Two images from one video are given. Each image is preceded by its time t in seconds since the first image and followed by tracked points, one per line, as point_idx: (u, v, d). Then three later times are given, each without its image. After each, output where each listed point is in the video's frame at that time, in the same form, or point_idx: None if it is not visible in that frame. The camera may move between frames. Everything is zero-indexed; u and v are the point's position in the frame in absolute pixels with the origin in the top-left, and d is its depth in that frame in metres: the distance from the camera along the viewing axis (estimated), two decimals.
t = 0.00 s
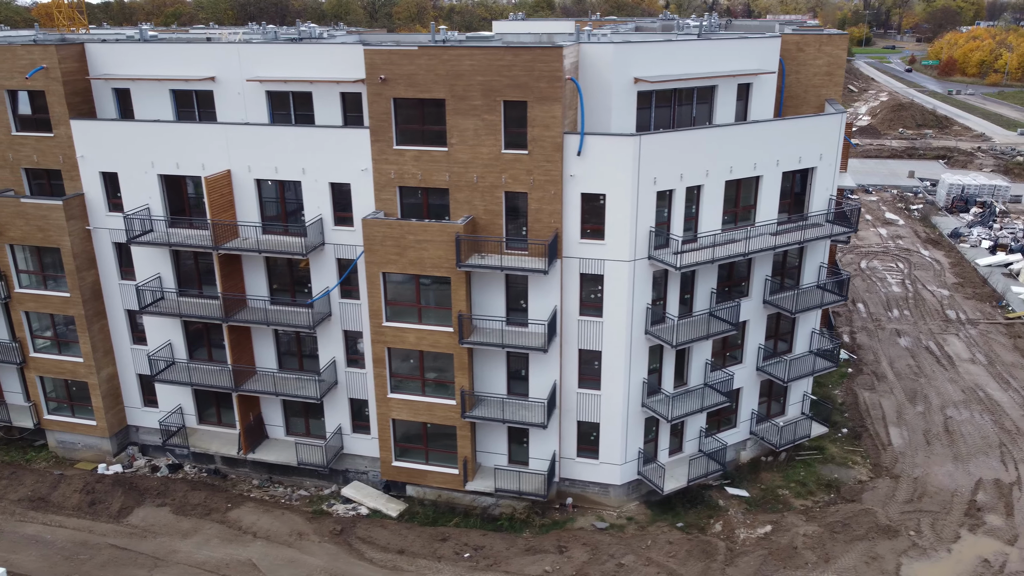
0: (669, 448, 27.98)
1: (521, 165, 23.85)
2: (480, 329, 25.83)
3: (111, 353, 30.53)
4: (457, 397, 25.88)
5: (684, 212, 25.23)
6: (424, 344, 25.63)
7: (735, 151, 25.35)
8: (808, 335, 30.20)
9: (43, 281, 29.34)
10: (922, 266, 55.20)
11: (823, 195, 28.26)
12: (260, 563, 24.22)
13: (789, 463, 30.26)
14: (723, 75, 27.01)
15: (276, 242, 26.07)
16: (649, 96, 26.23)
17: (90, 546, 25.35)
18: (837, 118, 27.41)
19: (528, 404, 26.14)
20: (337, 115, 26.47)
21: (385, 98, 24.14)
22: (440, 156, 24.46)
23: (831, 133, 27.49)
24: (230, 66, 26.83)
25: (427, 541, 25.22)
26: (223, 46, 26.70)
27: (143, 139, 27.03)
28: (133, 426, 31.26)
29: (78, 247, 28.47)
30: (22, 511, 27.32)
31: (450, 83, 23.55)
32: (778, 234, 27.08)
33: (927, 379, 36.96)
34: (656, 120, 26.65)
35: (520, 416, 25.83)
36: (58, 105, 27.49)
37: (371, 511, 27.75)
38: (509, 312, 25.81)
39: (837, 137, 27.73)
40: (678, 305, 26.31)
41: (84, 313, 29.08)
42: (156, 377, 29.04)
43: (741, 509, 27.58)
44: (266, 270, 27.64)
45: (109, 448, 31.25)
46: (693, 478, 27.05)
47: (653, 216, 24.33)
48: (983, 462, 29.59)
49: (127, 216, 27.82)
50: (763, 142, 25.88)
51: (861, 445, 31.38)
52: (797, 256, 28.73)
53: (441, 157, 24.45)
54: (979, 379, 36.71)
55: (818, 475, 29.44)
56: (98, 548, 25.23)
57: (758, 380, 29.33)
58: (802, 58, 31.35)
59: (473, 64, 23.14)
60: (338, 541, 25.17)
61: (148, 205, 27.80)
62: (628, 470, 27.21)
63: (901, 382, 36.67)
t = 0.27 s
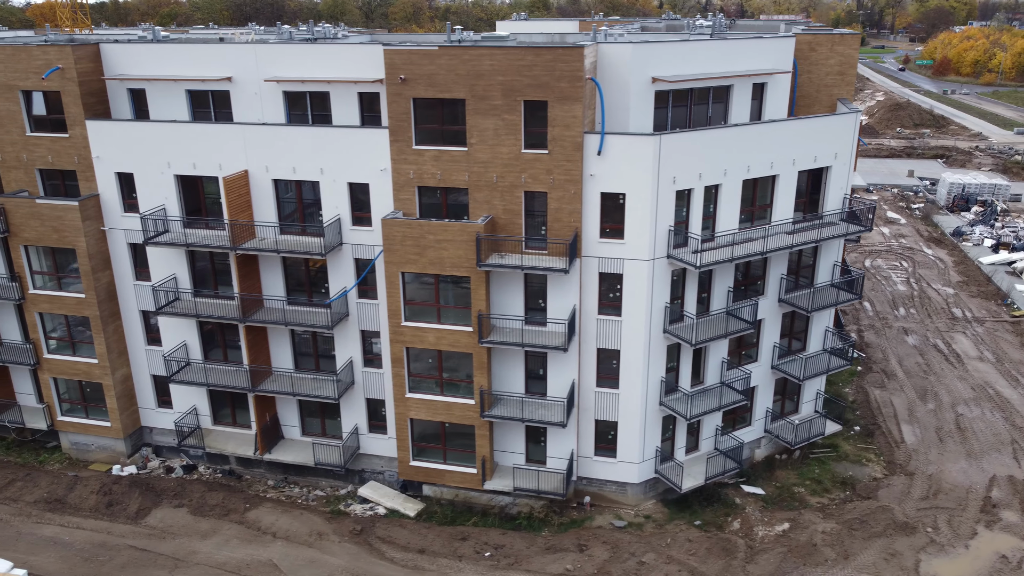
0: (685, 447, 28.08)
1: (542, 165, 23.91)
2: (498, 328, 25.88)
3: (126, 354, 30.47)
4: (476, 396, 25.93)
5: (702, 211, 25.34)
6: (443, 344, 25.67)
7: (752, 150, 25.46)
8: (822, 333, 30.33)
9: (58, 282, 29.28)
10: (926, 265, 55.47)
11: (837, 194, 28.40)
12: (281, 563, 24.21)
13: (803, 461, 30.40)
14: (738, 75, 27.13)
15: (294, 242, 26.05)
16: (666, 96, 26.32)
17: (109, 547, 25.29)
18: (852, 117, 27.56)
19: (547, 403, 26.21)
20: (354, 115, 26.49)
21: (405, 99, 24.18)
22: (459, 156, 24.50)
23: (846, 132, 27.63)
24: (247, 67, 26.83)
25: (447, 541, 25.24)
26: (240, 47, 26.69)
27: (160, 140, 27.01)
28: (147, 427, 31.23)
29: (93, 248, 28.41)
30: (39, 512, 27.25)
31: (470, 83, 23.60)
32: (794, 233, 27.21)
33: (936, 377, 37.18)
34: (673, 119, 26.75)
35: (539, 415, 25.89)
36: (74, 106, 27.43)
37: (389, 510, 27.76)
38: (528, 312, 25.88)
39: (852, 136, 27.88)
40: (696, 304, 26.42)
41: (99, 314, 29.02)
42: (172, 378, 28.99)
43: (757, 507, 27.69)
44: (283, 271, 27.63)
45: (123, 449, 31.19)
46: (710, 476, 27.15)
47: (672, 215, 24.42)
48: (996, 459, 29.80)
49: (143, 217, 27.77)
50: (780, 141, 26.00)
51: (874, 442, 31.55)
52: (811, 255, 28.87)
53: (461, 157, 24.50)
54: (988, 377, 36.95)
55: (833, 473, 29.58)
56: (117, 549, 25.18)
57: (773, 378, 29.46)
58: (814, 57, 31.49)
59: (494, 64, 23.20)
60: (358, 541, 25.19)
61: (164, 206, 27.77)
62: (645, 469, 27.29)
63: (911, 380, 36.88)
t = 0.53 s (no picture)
0: (701, 445, 28.17)
1: (560, 164, 23.97)
2: (516, 328, 25.93)
3: (139, 355, 30.39)
4: (494, 395, 25.96)
5: (719, 210, 25.42)
6: (461, 344, 25.69)
7: (769, 149, 25.56)
8: (835, 331, 30.45)
9: (72, 283, 29.21)
10: (930, 263, 55.72)
11: (851, 193, 28.53)
12: (301, 564, 24.22)
13: (816, 459, 30.52)
14: (753, 74, 27.22)
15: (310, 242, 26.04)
16: (682, 95, 26.39)
17: (127, 549, 25.23)
18: (866, 117, 27.68)
19: (565, 402, 26.26)
20: (370, 115, 26.50)
21: (424, 99, 24.20)
22: (478, 155, 24.54)
23: (859, 131, 27.76)
24: (263, 67, 26.80)
25: (466, 540, 25.27)
26: (256, 47, 26.67)
27: (175, 140, 26.95)
28: (160, 428, 31.16)
29: (108, 249, 28.33)
30: (55, 514, 27.18)
31: (489, 83, 23.64)
32: (809, 232, 27.32)
33: (945, 374, 37.38)
34: (689, 119, 26.83)
35: (558, 414, 25.94)
36: (88, 106, 27.36)
37: (405, 510, 27.77)
38: (546, 311, 25.93)
39: (866, 135, 28.01)
40: (712, 302, 26.50)
41: (113, 315, 28.94)
42: (186, 379, 28.93)
43: (773, 505, 27.79)
44: (299, 271, 27.61)
45: (136, 451, 31.12)
46: (727, 474, 27.24)
47: (690, 214, 24.49)
48: (1008, 455, 30.00)
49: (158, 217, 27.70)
50: (796, 140, 26.09)
51: (886, 440, 31.71)
52: (825, 254, 28.98)
53: (479, 157, 24.54)
54: (997, 374, 37.17)
55: (847, 471, 29.72)
56: (135, 550, 25.12)
57: (787, 377, 29.57)
58: (825, 57, 31.61)
59: (513, 64, 23.24)
60: (378, 541, 25.20)
61: (180, 206, 27.72)
62: (662, 468, 27.37)
63: (920, 378, 37.07)
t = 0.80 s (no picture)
0: (716, 444, 28.26)
1: (579, 164, 24.03)
2: (533, 327, 25.98)
3: (153, 356, 30.33)
4: (512, 395, 26.00)
5: (736, 209, 25.49)
6: (479, 344, 25.72)
7: (785, 148, 25.65)
8: (848, 330, 30.58)
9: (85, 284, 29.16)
10: (933, 262, 55.96)
11: (865, 192, 28.66)
12: (321, 564, 24.23)
13: (830, 457, 30.63)
14: (768, 74, 27.32)
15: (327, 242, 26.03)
16: (698, 95, 26.46)
17: (145, 550, 25.18)
18: (880, 116, 27.81)
19: (582, 401, 26.32)
20: (387, 115, 26.52)
21: (443, 99, 24.23)
22: (496, 155, 24.58)
23: (873, 130, 27.88)
24: (279, 67, 26.80)
25: (485, 540, 25.31)
26: (272, 47, 26.66)
27: (191, 140, 26.91)
28: (174, 429, 31.10)
29: (122, 250, 28.27)
30: (71, 516, 27.11)
31: (508, 83, 23.68)
32: (824, 231, 27.42)
33: (954, 372, 37.57)
34: (704, 119, 26.91)
35: (576, 413, 26.00)
36: (103, 107, 27.29)
37: (422, 510, 27.77)
38: (563, 310, 25.98)
39: (879, 134, 28.13)
40: (728, 301, 26.58)
41: (127, 316, 28.87)
42: (201, 380, 28.90)
43: (789, 503, 27.89)
44: (315, 271, 27.61)
45: (149, 452, 31.06)
46: (743, 472, 27.33)
47: (708, 213, 24.56)
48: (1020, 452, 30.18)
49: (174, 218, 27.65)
50: (812, 140, 26.20)
51: (898, 438, 31.86)
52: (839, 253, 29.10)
53: (498, 156, 24.58)
54: (1005, 372, 37.38)
55: (860, 468, 29.84)
56: (154, 552, 25.07)
57: (800, 375, 29.68)
58: (836, 57, 31.72)
59: (532, 64, 23.29)
60: (396, 541, 25.22)
61: (195, 207, 27.69)
62: (678, 466, 27.45)
63: (929, 376, 37.24)
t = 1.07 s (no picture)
0: (730, 442, 28.35)
1: (596, 164, 24.08)
2: (550, 327, 26.02)
3: (165, 356, 30.26)
4: (529, 394, 26.04)
5: (751, 209, 25.58)
6: (495, 343, 25.75)
7: (799, 148, 25.75)
8: (859, 328, 30.71)
9: (98, 285, 29.08)
10: (935, 261, 56.23)
11: (877, 191, 28.80)
12: (339, 564, 24.23)
13: (841, 455, 30.75)
14: (781, 74, 27.42)
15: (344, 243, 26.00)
16: (712, 95, 26.53)
17: (162, 551, 25.13)
18: (892, 115, 27.96)
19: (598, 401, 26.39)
20: (402, 115, 26.54)
21: (460, 98, 24.26)
22: (513, 155, 24.61)
23: (885, 130, 28.03)
24: (294, 67, 26.78)
25: (502, 539, 25.34)
26: (287, 48, 26.62)
27: (205, 141, 26.86)
28: (186, 431, 31.04)
29: (135, 250, 28.18)
30: (86, 517, 27.02)
31: (526, 83, 23.71)
32: (838, 230, 27.52)
33: (961, 370, 37.78)
34: (719, 118, 26.98)
35: (592, 412, 26.07)
36: (117, 107, 27.21)
37: (437, 510, 27.78)
38: (579, 310, 26.02)
39: (891, 134, 28.28)
40: (744, 300, 26.67)
41: (141, 317, 28.79)
42: (216, 381, 28.85)
43: (803, 501, 28.00)
44: (329, 270, 27.60)
45: (161, 453, 30.98)
46: (758, 470, 27.41)
47: (724, 213, 24.64)
48: None
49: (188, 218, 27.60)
50: (825, 139, 26.31)
51: (909, 435, 32.02)
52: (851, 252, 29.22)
53: (515, 156, 24.62)
54: (1012, 370, 37.62)
55: (873, 466, 29.98)
56: (171, 553, 25.02)
57: (813, 374, 29.79)
58: (846, 57, 31.83)
59: (550, 64, 23.33)
60: (414, 541, 25.24)
61: (209, 207, 27.64)
62: (693, 465, 27.53)
63: (937, 374, 37.43)
